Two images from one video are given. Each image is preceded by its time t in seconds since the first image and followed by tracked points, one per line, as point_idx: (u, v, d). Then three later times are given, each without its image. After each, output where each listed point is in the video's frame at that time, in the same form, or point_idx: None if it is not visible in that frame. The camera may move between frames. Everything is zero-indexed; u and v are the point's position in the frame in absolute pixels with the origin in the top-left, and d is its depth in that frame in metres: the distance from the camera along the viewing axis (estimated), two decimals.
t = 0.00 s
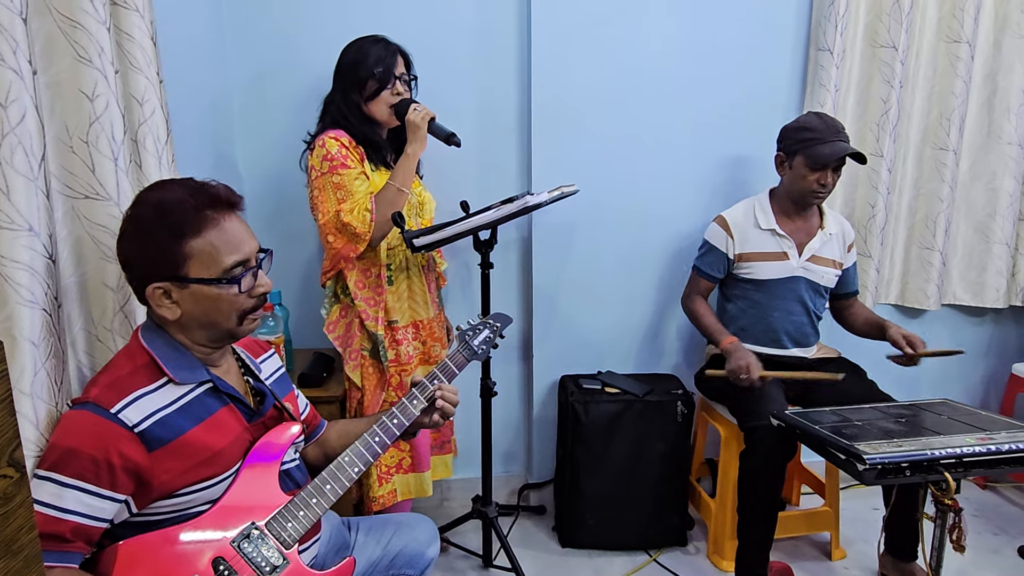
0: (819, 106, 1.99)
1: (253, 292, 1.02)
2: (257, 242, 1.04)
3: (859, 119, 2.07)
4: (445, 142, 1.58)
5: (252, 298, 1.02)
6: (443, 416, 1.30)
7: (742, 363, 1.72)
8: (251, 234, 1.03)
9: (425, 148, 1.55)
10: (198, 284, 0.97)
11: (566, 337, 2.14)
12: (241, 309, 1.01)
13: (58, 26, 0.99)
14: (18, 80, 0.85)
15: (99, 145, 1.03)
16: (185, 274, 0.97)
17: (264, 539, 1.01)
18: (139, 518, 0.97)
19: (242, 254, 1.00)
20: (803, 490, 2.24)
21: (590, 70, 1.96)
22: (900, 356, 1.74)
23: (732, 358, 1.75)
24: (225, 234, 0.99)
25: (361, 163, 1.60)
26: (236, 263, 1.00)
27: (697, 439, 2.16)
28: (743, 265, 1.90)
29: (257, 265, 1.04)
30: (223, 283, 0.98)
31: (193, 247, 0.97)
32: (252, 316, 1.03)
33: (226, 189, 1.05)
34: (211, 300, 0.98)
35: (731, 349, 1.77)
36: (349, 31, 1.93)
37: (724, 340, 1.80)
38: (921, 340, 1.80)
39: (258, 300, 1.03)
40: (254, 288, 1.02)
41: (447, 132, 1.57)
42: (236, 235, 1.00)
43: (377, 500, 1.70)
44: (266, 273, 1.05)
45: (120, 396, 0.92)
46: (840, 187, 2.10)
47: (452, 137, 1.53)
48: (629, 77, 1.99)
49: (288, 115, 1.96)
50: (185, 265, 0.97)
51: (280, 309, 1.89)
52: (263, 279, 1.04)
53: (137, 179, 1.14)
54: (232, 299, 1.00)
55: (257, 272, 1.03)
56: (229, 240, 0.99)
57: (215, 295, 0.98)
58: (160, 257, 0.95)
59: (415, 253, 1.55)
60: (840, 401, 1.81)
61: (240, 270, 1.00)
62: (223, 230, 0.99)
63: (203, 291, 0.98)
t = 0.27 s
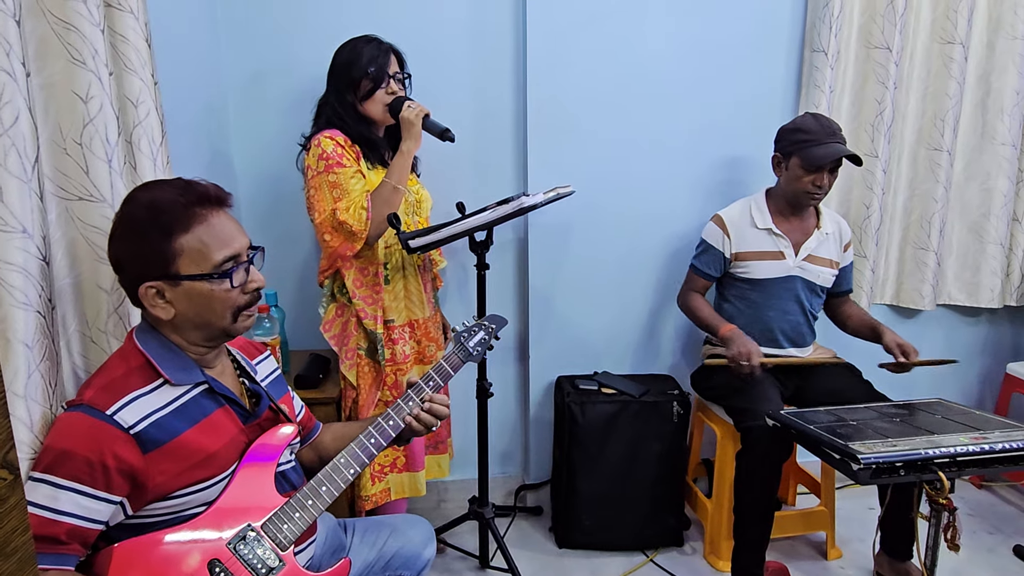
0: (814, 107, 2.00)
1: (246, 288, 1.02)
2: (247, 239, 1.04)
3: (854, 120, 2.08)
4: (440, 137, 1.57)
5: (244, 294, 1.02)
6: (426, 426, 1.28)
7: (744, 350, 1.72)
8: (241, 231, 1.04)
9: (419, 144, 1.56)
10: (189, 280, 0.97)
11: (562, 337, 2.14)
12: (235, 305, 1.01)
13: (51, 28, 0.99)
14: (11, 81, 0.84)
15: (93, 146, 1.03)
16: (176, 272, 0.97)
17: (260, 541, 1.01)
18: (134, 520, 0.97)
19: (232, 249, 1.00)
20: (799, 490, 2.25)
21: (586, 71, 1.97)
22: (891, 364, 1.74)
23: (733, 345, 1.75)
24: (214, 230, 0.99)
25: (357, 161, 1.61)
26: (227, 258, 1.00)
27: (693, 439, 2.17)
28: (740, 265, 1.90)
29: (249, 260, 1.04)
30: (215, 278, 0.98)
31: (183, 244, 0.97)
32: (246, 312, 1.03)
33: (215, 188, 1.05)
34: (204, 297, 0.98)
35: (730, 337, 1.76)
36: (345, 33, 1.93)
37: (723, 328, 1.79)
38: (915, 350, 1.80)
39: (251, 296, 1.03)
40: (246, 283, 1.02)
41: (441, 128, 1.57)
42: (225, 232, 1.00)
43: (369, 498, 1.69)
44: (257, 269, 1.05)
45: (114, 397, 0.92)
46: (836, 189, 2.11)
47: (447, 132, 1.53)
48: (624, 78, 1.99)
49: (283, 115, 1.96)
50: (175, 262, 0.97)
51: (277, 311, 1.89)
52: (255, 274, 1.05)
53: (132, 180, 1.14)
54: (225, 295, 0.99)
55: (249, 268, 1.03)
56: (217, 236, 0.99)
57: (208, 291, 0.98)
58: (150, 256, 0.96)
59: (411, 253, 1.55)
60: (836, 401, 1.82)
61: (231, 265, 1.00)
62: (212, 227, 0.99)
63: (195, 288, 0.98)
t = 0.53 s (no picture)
0: (810, 107, 2.00)
1: (242, 294, 1.02)
2: (245, 245, 1.04)
3: (850, 120, 2.09)
4: (437, 139, 1.58)
5: (240, 300, 1.02)
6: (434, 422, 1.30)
7: (744, 364, 1.73)
8: (239, 236, 1.03)
9: (416, 145, 1.56)
10: (186, 286, 0.97)
11: (559, 338, 2.14)
12: (230, 312, 1.01)
13: (47, 29, 0.99)
14: (6, 83, 0.84)
15: (88, 147, 1.03)
16: (173, 277, 0.97)
17: (256, 542, 1.01)
18: (129, 522, 0.97)
19: (229, 255, 1.00)
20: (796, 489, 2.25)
21: (582, 71, 1.97)
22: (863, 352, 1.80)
23: (733, 360, 1.75)
24: (212, 235, 0.99)
25: (354, 165, 1.61)
26: (224, 265, 1.00)
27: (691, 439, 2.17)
28: (738, 265, 1.90)
29: (246, 266, 1.04)
30: (211, 284, 0.98)
31: (179, 249, 0.96)
32: (242, 317, 1.04)
33: (213, 191, 1.05)
34: (200, 302, 0.98)
35: (732, 351, 1.77)
36: (342, 34, 1.93)
37: (725, 342, 1.80)
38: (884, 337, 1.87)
39: (247, 303, 1.03)
40: (243, 289, 1.02)
41: (439, 129, 1.57)
42: (224, 237, 1.00)
43: (373, 501, 1.69)
44: (254, 275, 1.05)
45: (109, 399, 0.92)
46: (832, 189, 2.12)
47: (444, 134, 1.53)
48: (621, 78, 1.99)
49: (280, 117, 1.96)
50: (171, 267, 0.96)
51: (274, 312, 1.89)
52: (252, 280, 1.05)
53: (128, 181, 1.14)
54: (221, 300, 1.00)
55: (245, 274, 1.03)
56: (216, 241, 0.99)
57: (204, 297, 0.98)
58: (146, 261, 0.95)
59: (408, 254, 1.55)
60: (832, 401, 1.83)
61: (227, 271, 1.00)
62: (210, 232, 0.99)
63: (191, 293, 0.98)
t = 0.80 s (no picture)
0: (807, 108, 2.01)
1: (236, 292, 1.02)
2: (238, 242, 1.04)
3: (847, 121, 2.09)
4: (436, 136, 1.58)
5: (235, 298, 1.02)
6: (431, 421, 1.30)
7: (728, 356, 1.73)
8: (233, 234, 1.03)
9: (416, 143, 1.56)
10: (180, 284, 0.97)
11: (557, 338, 2.14)
12: (224, 309, 1.01)
13: (43, 31, 0.99)
14: (2, 85, 0.84)
15: (85, 149, 1.03)
16: (166, 275, 0.97)
17: (253, 544, 1.01)
18: (127, 524, 0.97)
19: (222, 253, 1.00)
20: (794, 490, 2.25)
21: (580, 72, 1.97)
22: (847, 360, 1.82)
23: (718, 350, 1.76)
24: (205, 233, 0.99)
25: (354, 164, 1.61)
26: (217, 262, 0.99)
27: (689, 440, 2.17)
28: (735, 267, 1.91)
29: (240, 264, 1.04)
30: (206, 282, 0.98)
31: (172, 248, 0.96)
32: (237, 316, 1.04)
33: (206, 190, 1.05)
34: (194, 301, 0.98)
35: (717, 342, 1.77)
36: (339, 35, 1.93)
37: (712, 333, 1.80)
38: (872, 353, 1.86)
39: (241, 300, 1.03)
40: (237, 287, 1.02)
41: (438, 126, 1.56)
42: (216, 234, 1.00)
43: (366, 501, 1.69)
44: (248, 273, 1.05)
45: (106, 401, 0.92)
46: (830, 188, 2.12)
47: (444, 131, 1.53)
48: (619, 79, 2.00)
49: (277, 117, 1.96)
50: (165, 266, 0.96)
51: (271, 313, 1.88)
52: (246, 278, 1.05)
53: (124, 183, 1.14)
54: (215, 299, 1.00)
55: (240, 272, 1.03)
56: (209, 239, 0.99)
57: (198, 295, 0.98)
58: (140, 261, 0.95)
59: (405, 255, 1.55)
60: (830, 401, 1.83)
61: (221, 269, 1.00)
62: (202, 229, 0.99)
63: (186, 291, 0.98)
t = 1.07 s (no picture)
0: (805, 107, 2.01)
1: (234, 295, 1.02)
2: (238, 245, 1.04)
3: (846, 120, 2.09)
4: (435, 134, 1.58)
5: (233, 300, 1.02)
6: (422, 426, 1.27)
7: (748, 364, 1.72)
8: (231, 236, 1.03)
9: (414, 141, 1.56)
10: (177, 287, 0.97)
11: (556, 338, 2.14)
12: (222, 311, 1.01)
13: (40, 29, 0.98)
14: None
15: (82, 148, 1.03)
16: (164, 277, 0.96)
17: (251, 542, 1.00)
18: (123, 523, 0.96)
19: (221, 256, 1.00)
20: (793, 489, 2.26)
21: (578, 71, 1.97)
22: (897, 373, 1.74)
23: (738, 359, 1.75)
24: (204, 235, 0.99)
25: (353, 163, 1.61)
26: (216, 265, 0.99)
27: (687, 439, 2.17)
28: (732, 266, 1.91)
29: (239, 267, 1.04)
30: (204, 285, 0.98)
31: (171, 249, 0.96)
32: (234, 318, 1.03)
33: (205, 192, 1.05)
34: (191, 303, 0.98)
35: (734, 349, 1.76)
36: (336, 34, 1.92)
37: (727, 341, 1.79)
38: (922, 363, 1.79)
39: (239, 303, 1.03)
40: (235, 290, 1.02)
41: (436, 125, 1.57)
42: (216, 236, 1.00)
43: (370, 502, 1.70)
44: (247, 275, 1.05)
45: (102, 400, 0.92)
46: (828, 187, 2.12)
47: (442, 129, 1.53)
48: (617, 78, 2.00)
49: (276, 117, 1.95)
50: (164, 268, 0.96)
51: (270, 312, 1.88)
52: (245, 280, 1.04)
53: (122, 181, 1.14)
54: (213, 301, 0.99)
55: (238, 274, 1.03)
56: (207, 242, 0.99)
57: (195, 297, 0.98)
58: (137, 261, 0.95)
59: (404, 254, 1.55)
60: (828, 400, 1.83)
61: (220, 271, 1.00)
62: (202, 231, 0.99)
63: (183, 294, 0.97)
